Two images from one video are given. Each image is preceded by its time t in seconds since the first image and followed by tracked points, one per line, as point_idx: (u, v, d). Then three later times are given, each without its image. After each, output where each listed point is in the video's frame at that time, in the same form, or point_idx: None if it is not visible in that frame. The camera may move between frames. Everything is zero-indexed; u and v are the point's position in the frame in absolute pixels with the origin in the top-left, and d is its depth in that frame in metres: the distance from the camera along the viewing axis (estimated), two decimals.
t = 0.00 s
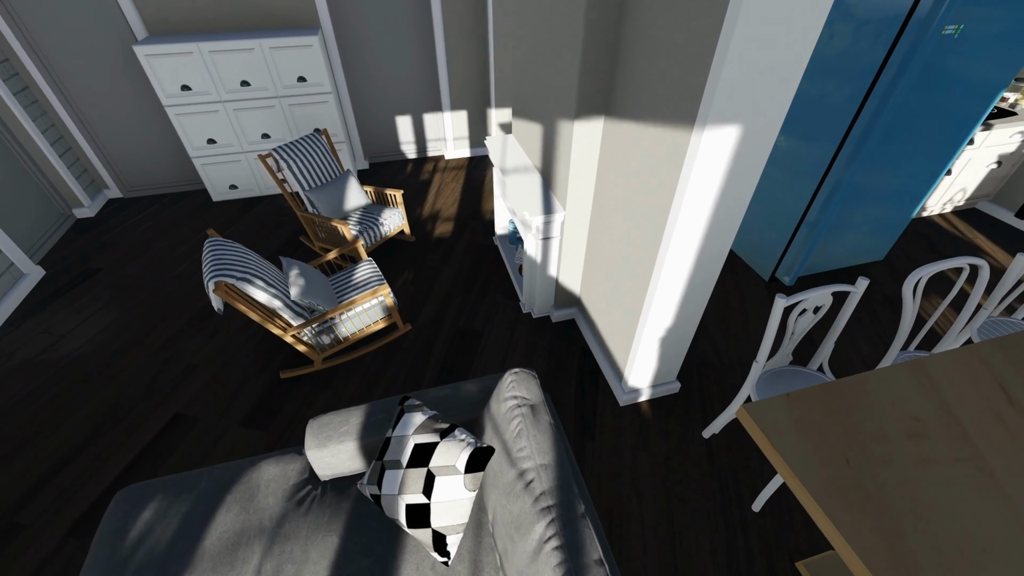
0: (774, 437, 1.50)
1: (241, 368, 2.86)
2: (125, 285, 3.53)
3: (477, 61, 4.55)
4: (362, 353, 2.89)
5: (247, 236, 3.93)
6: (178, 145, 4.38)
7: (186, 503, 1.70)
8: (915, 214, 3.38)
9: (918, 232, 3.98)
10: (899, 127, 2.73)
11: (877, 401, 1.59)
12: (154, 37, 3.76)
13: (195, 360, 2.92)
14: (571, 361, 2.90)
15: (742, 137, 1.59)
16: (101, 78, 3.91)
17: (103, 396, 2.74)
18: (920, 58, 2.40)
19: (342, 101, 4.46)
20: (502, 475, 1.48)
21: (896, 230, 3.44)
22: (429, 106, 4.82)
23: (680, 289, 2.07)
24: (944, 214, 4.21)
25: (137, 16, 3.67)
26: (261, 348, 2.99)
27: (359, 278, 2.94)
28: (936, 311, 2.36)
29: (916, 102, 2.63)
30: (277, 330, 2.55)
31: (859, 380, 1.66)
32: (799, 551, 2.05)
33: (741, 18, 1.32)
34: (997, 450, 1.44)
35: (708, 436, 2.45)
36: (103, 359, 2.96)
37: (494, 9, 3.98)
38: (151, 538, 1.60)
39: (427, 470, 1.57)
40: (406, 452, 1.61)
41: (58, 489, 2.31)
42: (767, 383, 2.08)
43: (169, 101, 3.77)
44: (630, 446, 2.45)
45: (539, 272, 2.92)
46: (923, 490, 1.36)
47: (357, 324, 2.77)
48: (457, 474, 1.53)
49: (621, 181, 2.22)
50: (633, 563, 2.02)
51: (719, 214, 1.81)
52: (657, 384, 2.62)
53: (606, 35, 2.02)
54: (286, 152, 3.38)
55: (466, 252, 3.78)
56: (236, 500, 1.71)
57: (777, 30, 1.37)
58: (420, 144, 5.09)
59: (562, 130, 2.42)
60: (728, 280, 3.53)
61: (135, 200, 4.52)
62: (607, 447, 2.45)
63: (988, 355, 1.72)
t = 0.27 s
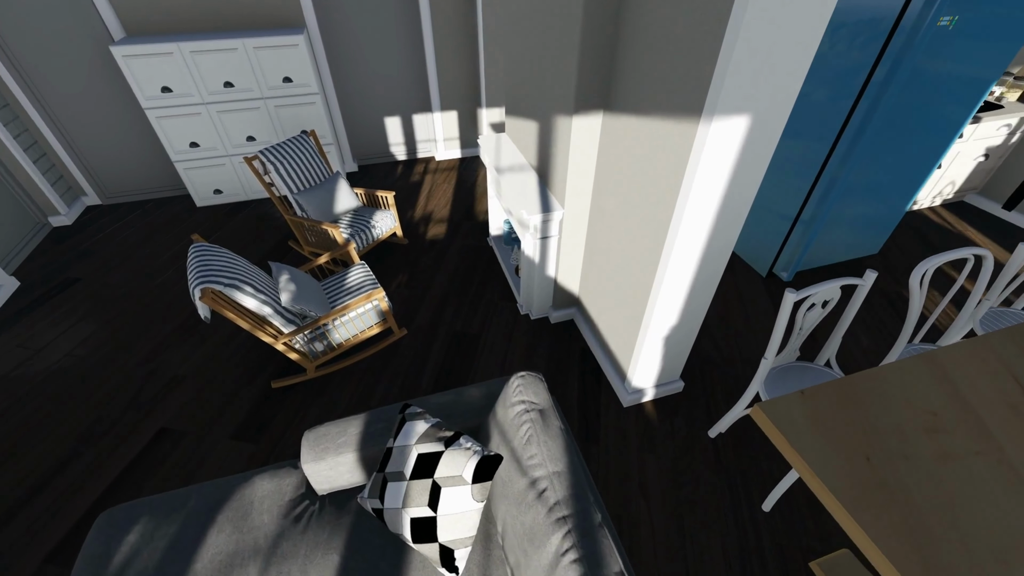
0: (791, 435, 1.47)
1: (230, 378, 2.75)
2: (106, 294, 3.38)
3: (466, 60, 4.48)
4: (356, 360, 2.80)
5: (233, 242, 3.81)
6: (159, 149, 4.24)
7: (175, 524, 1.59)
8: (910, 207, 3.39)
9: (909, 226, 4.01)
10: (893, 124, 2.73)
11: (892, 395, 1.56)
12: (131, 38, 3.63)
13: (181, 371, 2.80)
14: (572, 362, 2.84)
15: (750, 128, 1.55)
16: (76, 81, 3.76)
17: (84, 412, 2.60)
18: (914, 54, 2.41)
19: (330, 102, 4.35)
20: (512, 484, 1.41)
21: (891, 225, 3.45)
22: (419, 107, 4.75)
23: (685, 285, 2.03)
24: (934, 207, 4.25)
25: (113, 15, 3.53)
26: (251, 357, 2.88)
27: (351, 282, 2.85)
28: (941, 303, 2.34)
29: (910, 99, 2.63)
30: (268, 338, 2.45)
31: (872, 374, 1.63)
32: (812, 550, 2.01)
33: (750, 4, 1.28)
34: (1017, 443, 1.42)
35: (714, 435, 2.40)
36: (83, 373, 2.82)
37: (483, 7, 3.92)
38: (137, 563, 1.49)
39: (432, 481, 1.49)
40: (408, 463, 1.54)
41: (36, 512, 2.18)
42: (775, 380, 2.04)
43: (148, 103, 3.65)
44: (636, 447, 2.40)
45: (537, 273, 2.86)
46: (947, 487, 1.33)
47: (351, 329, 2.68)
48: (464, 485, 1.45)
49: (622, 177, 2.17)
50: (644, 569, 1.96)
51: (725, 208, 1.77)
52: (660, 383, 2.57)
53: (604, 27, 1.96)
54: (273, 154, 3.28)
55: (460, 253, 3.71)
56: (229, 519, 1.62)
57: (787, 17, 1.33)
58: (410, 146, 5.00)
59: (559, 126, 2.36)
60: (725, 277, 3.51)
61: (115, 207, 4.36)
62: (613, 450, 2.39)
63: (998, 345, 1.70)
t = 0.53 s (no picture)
0: (811, 432, 1.42)
1: (218, 390, 2.63)
2: (85, 306, 3.23)
3: (455, 60, 4.41)
4: (351, 368, 2.70)
5: (218, 249, 3.68)
6: (138, 155, 4.09)
7: (164, 548, 1.47)
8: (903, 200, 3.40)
9: (900, 219, 4.04)
10: (889, 119, 2.74)
11: (910, 389, 1.53)
12: (107, 39, 3.49)
13: (167, 385, 2.67)
14: (573, 364, 2.78)
15: (760, 118, 1.51)
16: (49, 84, 3.61)
17: (62, 430, 2.46)
18: (908, 49, 2.42)
19: (316, 104, 4.25)
20: (526, 494, 1.34)
21: (885, 219, 3.47)
22: (408, 108, 4.66)
23: (692, 282, 1.98)
24: (923, 200, 4.29)
25: (86, 15, 3.39)
26: (240, 367, 2.76)
27: (344, 287, 2.76)
28: (945, 295, 2.31)
29: (905, 94, 2.64)
30: (259, 347, 2.34)
31: (888, 368, 1.60)
32: (827, 549, 1.97)
33: None
34: None
35: (722, 435, 2.36)
36: (61, 389, 2.67)
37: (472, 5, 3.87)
38: None
39: (441, 493, 1.41)
40: (414, 475, 1.45)
41: (12, 540, 2.05)
42: (785, 376, 2.00)
43: (127, 107, 3.51)
44: (643, 449, 2.34)
45: (536, 273, 2.79)
46: (974, 482, 1.29)
47: (346, 336, 2.59)
48: (475, 497, 1.37)
49: (624, 173, 2.12)
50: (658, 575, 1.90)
51: (733, 202, 1.73)
52: (665, 383, 2.52)
53: (603, 19, 1.91)
54: (259, 157, 3.18)
55: (455, 256, 3.63)
56: (223, 541, 1.50)
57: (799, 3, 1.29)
58: (399, 148, 4.91)
59: (557, 122, 2.30)
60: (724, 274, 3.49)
61: (92, 215, 4.19)
62: (620, 452, 2.33)
63: (1009, 335, 1.68)
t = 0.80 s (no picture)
0: (836, 429, 1.38)
1: (207, 404, 2.51)
2: (61, 319, 3.07)
3: (444, 60, 4.34)
4: (348, 377, 2.60)
5: (203, 257, 3.54)
6: (116, 161, 3.92)
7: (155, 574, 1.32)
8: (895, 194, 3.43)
9: (891, 213, 4.08)
10: (883, 116, 2.75)
11: (930, 382, 1.50)
12: (80, 40, 3.34)
13: (152, 400, 2.54)
14: (576, 366, 2.72)
15: (772, 108, 1.47)
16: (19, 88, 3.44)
17: (39, 452, 2.31)
18: (904, 43, 2.41)
19: (302, 107, 4.14)
20: (545, 506, 1.27)
21: (879, 213, 3.49)
22: (396, 110, 4.58)
23: (700, 278, 1.94)
24: (911, 194, 4.35)
25: (58, 15, 3.24)
26: (230, 380, 2.64)
27: (338, 294, 2.66)
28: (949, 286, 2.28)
29: (900, 88, 2.64)
30: (250, 358, 2.23)
31: (905, 361, 1.57)
32: (844, 548, 1.93)
33: None
34: None
35: (731, 434, 2.32)
36: (37, 409, 2.52)
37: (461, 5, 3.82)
38: None
39: (454, 508, 1.33)
40: (425, 489, 1.37)
41: None
42: (796, 373, 1.97)
43: (103, 111, 3.36)
44: (652, 451, 2.29)
45: (536, 274, 2.73)
46: (1004, 476, 1.26)
47: (341, 344, 2.49)
48: (491, 510, 1.30)
49: (627, 169, 2.07)
50: None
51: (743, 195, 1.69)
52: (671, 383, 2.48)
53: (604, 11, 1.86)
54: (245, 160, 3.06)
55: (449, 259, 3.56)
56: (219, 567, 1.36)
57: None
58: (388, 151, 4.83)
59: (557, 119, 2.25)
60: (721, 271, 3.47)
61: (68, 225, 4.01)
62: (628, 455, 2.28)
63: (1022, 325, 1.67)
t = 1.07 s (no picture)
0: (866, 424, 1.34)
1: (195, 423, 2.37)
2: (33, 338, 2.89)
3: (431, 62, 4.26)
4: (345, 388, 2.49)
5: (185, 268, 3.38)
6: (88, 170, 3.73)
7: None
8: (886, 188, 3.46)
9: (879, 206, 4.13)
10: (877, 111, 2.77)
11: (954, 372, 1.47)
12: (48, 43, 3.17)
13: (135, 421, 2.39)
14: (581, 369, 2.66)
15: (788, 96, 1.43)
16: None
17: (11, 482, 2.14)
18: (897, 37, 2.42)
19: (286, 111, 4.01)
20: (574, 519, 1.19)
21: (871, 207, 3.52)
22: (383, 113, 4.49)
23: (711, 274, 1.90)
24: (897, 188, 4.42)
25: (22, 16, 3.07)
26: (219, 396, 2.51)
27: (332, 302, 2.55)
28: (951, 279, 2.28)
29: (893, 83, 2.66)
30: (242, 372, 2.11)
31: (927, 352, 1.54)
32: (865, 545, 1.90)
33: None
34: None
35: (743, 433, 2.28)
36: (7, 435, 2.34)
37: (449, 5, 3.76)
38: None
39: (477, 525, 1.25)
40: (443, 507, 1.29)
41: None
42: (810, 368, 1.94)
43: (74, 117, 3.19)
44: (664, 453, 2.23)
45: (537, 276, 2.66)
46: None
47: (338, 354, 2.38)
48: (516, 526, 1.22)
49: (631, 165, 2.02)
50: None
51: (756, 188, 1.65)
52: (679, 382, 2.43)
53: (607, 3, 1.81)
54: (229, 166, 2.93)
55: (444, 263, 3.47)
56: None
57: None
58: (375, 155, 4.72)
59: (557, 116, 2.19)
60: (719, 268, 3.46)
61: (38, 239, 3.81)
62: (640, 459, 2.22)
63: None
